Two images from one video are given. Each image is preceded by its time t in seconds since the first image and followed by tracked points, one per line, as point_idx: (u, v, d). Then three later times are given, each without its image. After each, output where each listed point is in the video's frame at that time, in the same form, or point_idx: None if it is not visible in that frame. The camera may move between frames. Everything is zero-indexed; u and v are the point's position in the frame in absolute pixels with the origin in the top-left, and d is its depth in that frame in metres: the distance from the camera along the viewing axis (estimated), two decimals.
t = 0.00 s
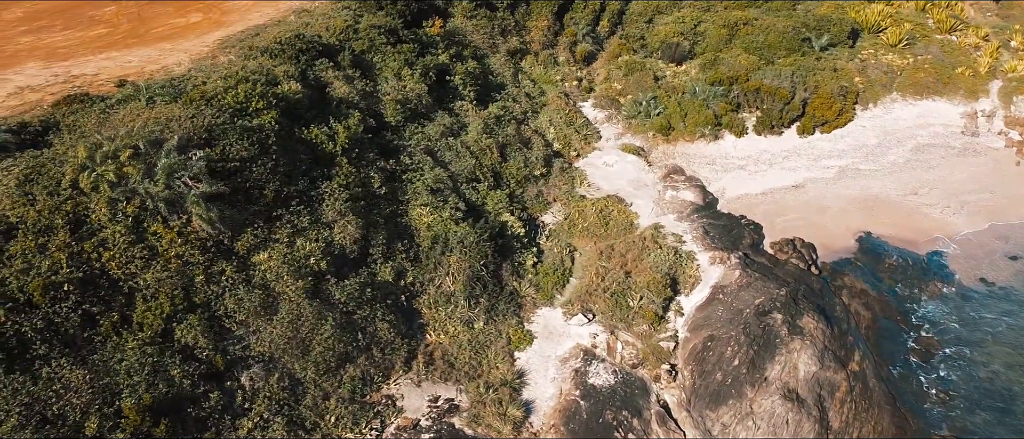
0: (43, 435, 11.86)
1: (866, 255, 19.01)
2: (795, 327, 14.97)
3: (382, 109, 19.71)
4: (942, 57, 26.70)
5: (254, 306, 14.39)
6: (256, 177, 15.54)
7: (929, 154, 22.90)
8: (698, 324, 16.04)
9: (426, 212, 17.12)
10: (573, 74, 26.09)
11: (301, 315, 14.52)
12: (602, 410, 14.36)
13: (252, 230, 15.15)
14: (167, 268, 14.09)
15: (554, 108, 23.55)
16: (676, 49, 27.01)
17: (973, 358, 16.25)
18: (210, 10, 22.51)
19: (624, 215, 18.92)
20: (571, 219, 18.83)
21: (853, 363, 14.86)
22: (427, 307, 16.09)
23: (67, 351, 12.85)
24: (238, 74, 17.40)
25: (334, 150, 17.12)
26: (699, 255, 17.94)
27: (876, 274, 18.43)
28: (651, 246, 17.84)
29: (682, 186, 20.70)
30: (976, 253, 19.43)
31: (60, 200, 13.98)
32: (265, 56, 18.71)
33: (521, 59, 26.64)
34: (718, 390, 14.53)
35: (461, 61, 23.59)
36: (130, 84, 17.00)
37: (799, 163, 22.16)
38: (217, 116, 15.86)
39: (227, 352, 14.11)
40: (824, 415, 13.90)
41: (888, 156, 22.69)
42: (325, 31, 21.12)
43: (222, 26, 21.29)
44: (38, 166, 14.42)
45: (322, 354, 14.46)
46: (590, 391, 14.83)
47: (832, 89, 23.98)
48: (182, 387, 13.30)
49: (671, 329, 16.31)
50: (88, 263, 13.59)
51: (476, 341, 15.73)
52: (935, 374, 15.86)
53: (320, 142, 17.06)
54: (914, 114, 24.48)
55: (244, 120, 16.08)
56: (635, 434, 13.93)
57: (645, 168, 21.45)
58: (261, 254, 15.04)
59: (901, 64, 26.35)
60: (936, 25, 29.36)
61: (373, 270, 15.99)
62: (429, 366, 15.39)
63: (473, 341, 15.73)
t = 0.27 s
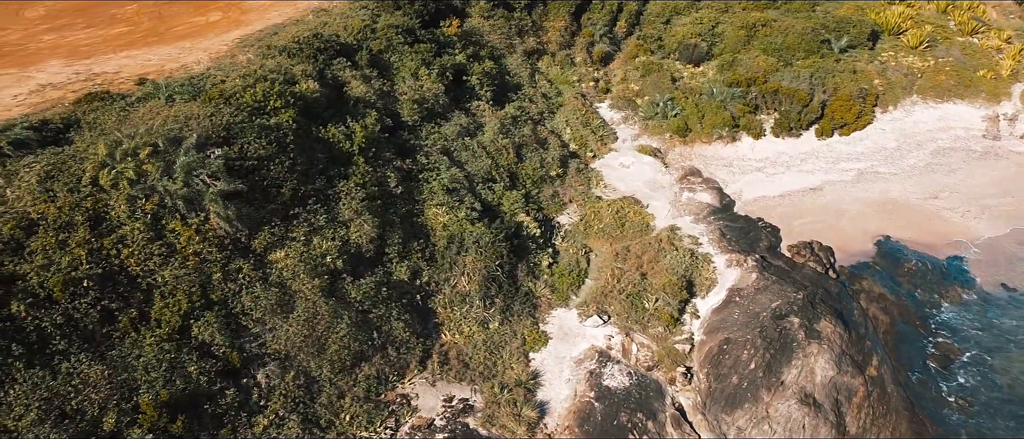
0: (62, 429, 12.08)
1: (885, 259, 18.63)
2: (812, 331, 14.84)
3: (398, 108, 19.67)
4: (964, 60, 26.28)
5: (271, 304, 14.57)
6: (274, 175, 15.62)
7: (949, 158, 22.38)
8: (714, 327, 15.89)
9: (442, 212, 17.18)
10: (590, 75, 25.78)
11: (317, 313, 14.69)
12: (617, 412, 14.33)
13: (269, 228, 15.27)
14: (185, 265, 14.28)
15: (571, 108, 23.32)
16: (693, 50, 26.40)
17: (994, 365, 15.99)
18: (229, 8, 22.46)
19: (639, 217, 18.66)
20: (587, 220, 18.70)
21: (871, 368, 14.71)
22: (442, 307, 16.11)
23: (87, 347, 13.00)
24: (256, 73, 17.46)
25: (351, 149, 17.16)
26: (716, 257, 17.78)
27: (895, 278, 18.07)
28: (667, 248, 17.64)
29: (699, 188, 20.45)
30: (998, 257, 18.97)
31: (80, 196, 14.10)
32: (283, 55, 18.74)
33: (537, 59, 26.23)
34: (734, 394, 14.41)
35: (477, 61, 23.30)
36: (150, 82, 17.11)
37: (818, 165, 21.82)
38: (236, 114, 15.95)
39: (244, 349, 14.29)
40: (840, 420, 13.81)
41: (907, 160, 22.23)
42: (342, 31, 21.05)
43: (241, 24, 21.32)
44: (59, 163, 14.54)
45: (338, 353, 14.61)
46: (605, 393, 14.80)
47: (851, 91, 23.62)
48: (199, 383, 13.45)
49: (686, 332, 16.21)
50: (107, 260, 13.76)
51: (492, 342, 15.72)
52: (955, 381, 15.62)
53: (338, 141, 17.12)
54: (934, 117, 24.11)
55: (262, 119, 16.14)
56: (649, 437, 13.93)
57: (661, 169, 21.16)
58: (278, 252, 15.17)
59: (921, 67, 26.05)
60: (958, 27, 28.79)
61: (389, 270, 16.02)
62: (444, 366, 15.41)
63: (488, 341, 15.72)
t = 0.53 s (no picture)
0: (89, 420, 12.31)
1: (913, 265, 18.17)
2: (837, 337, 14.57)
3: (423, 108, 19.64)
4: (998, 64, 25.07)
5: (295, 301, 14.75)
6: (299, 173, 15.73)
7: (980, 163, 21.42)
8: (738, 332, 15.71)
9: (465, 212, 17.18)
10: (615, 75, 25.63)
11: (340, 311, 14.82)
12: (638, 414, 14.24)
13: (294, 226, 15.38)
14: (211, 261, 14.44)
15: (595, 109, 23.27)
16: (720, 52, 26.02)
17: None
18: (258, 7, 22.57)
19: (663, 219, 18.54)
20: (610, 221, 18.62)
21: (897, 375, 14.34)
22: (464, 306, 16.17)
23: (114, 340, 13.23)
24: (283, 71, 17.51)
25: (375, 149, 17.16)
26: (740, 261, 17.55)
27: (923, 285, 17.60)
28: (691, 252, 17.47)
29: (723, 190, 20.15)
30: None
31: (110, 191, 14.27)
32: (310, 54, 18.82)
33: (562, 60, 26.12)
34: (756, 399, 14.29)
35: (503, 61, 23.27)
36: (178, 80, 17.29)
37: (845, 170, 21.33)
38: (262, 112, 16.06)
39: (267, 345, 14.45)
40: (865, 428, 13.54)
41: (936, 165, 21.38)
42: (369, 30, 21.03)
43: (269, 23, 21.47)
44: (89, 159, 14.71)
45: (360, 351, 14.72)
46: (626, 395, 14.71)
47: (880, 95, 22.97)
48: (223, 378, 13.64)
49: (709, 336, 16.08)
50: (135, 254, 13.94)
51: (513, 342, 15.73)
52: (983, 390, 15.23)
53: (363, 140, 17.15)
54: (965, 121, 23.03)
55: (288, 117, 16.24)
56: None
57: (686, 171, 20.90)
58: (302, 249, 15.30)
59: (952, 71, 25.00)
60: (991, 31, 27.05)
61: (411, 268, 16.07)
62: (465, 366, 15.45)
63: (510, 341, 15.73)
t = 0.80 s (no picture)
0: (118, 412, 12.72)
1: (943, 273, 17.42)
2: (864, 345, 14.41)
3: (450, 107, 19.39)
4: None
5: (320, 298, 14.91)
6: (326, 171, 15.83)
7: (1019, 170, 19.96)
8: (763, 336, 15.53)
9: (490, 212, 17.12)
10: (642, 77, 24.45)
11: (365, 308, 15.00)
12: (660, 418, 14.15)
13: (321, 223, 15.47)
14: (238, 257, 14.60)
15: (621, 110, 22.53)
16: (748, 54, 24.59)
17: None
18: (288, 6, 22.53)
19: (689, 222, 18.13)
20: (636, 223, 18.34)
21: (925, 384, 14.15)
22: (487, 306, 16.18)
23: (143, 334, 13.57)
24: (313, 70, 17.58)
25: (402, 148, 17.14)
26: (766, 265, 17.13)
27: (953, 294, 16.90)
28: (717, 255, 17.09)
29: (751, 194, 19.40)
30: None
31: (140, 187, 14.48)
32: (338, 52, 18.81)
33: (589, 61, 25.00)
34: (780, 405, 14.16)
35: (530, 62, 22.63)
36: (209, 77, 17.48)
37: (875, 175, 20.28)
38: (291, 110, 16.21)
39: (293, 341, 14.64)
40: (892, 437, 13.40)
41: (971, 171, 20.07)
42: (396, 29, 20.71)
43: (297, 23, 21.43)
44: (121, 154, 14.92)
45: (384, 348, 14.89)
46: (649, 399, 14.62)
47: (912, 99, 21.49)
48: (248, 373, 13.90)
49: (734, 340, 15.86)
50: (164, 249, 14.18)
51: (536, 343, 15.71)
52: (1015, 402, 14.81)
53: (389, 139, 17.14)
54: (1003, 128, 21.26)
55: (317, 115, 16.36)
56: None
57: (713, 174, 20.18)
58: (328, 246, 15.39)
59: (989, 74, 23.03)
60: None
61: (436, 267, 16.11)
62: (488, 365, 15.48)
63: (533, 342, 15.71)
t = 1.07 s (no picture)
0: (151, 402, 13.08)
1: (981, 283, 16.75)
2: (897, 353, 14.15)
3: (481, 107, 19.11)
4: None
5: (350, 294, 15.03)
6: (358, 168, 15.88)
7: None
8: (793, 343, 15.33)
9: (520, 212, 17.05)
10: (675, 79, 23.80)
11: (394, 305, 15.12)
12: (687, 423, 14.09)
13: (352, 220, 15.56)
14: (270, 252, 14.82)
15: (653, 113, 21.86)
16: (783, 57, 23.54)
17: None
18: (322, 5, 22.44)
19: (720, 225, 17.76)
20: (666, 226, 18.04)
21: (959, 395, 13.89)
22: (516, 306, 16.17)
23: (176, 325, 13.93)
24: (348, 69, 17.77)
25: (433, 146, 17.10)
26: (798, 271, 16.72)
27: (992, 304, 16.24)
28: (748, 259, 16.87)
29: (784, 198, 18.86)
30: None
31: (176, 181, 14.72)
32: (372, 52, 18.97)
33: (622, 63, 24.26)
34: (809, 412, 13.98)
35: (563, 62, 22.15)
36: (245, 74, 17.68)
37: (911, 180, 19.51)
38: (325, 108, 16.32)
39: (322, 336, 14.91)
40: None
41: (1012, 178, 19.17)
42: (430, 28, 20.64)
43: (330, 21, 21.33)
44: (158, 149, 15.16)
45: (412, 346, 15.03)
46: (676, 402, 14.58)
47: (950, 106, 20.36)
48: (278, 367, 14.24)
49: (763, 346, 15.67)
50: (198, 243, 14.45)
51: (564, 344, 15.70)
52: None
53: (421, 137, 17.14)
54: None
55: (350, 113, 16.47)
56: None
57: (745, 177, 19.71)
58: (358, 243, 15.48)
59: None
60: None
61: (465, 266, 16.16)
62: (515, 365, 15.49)
63: (561, 343, 15.69)
